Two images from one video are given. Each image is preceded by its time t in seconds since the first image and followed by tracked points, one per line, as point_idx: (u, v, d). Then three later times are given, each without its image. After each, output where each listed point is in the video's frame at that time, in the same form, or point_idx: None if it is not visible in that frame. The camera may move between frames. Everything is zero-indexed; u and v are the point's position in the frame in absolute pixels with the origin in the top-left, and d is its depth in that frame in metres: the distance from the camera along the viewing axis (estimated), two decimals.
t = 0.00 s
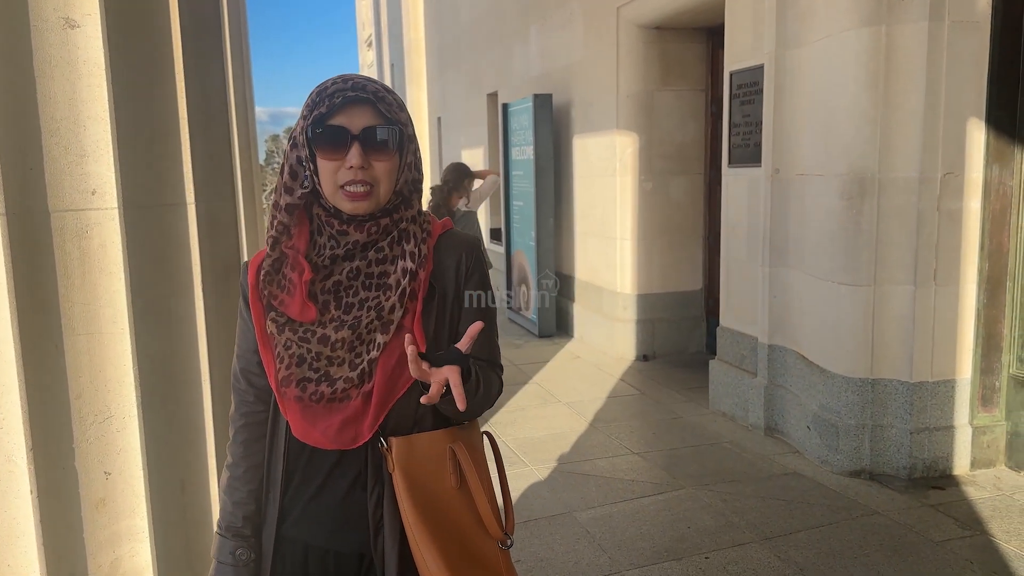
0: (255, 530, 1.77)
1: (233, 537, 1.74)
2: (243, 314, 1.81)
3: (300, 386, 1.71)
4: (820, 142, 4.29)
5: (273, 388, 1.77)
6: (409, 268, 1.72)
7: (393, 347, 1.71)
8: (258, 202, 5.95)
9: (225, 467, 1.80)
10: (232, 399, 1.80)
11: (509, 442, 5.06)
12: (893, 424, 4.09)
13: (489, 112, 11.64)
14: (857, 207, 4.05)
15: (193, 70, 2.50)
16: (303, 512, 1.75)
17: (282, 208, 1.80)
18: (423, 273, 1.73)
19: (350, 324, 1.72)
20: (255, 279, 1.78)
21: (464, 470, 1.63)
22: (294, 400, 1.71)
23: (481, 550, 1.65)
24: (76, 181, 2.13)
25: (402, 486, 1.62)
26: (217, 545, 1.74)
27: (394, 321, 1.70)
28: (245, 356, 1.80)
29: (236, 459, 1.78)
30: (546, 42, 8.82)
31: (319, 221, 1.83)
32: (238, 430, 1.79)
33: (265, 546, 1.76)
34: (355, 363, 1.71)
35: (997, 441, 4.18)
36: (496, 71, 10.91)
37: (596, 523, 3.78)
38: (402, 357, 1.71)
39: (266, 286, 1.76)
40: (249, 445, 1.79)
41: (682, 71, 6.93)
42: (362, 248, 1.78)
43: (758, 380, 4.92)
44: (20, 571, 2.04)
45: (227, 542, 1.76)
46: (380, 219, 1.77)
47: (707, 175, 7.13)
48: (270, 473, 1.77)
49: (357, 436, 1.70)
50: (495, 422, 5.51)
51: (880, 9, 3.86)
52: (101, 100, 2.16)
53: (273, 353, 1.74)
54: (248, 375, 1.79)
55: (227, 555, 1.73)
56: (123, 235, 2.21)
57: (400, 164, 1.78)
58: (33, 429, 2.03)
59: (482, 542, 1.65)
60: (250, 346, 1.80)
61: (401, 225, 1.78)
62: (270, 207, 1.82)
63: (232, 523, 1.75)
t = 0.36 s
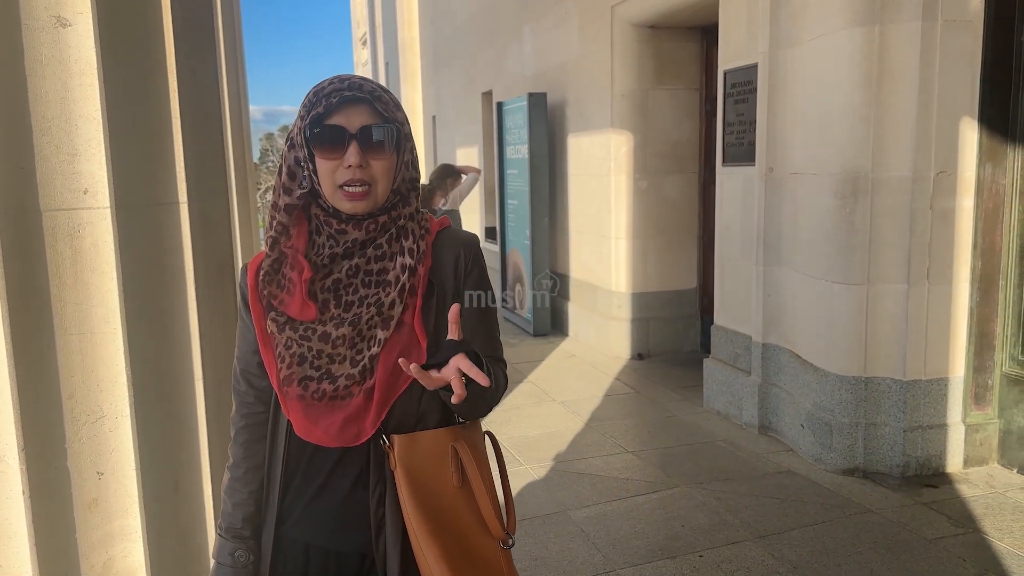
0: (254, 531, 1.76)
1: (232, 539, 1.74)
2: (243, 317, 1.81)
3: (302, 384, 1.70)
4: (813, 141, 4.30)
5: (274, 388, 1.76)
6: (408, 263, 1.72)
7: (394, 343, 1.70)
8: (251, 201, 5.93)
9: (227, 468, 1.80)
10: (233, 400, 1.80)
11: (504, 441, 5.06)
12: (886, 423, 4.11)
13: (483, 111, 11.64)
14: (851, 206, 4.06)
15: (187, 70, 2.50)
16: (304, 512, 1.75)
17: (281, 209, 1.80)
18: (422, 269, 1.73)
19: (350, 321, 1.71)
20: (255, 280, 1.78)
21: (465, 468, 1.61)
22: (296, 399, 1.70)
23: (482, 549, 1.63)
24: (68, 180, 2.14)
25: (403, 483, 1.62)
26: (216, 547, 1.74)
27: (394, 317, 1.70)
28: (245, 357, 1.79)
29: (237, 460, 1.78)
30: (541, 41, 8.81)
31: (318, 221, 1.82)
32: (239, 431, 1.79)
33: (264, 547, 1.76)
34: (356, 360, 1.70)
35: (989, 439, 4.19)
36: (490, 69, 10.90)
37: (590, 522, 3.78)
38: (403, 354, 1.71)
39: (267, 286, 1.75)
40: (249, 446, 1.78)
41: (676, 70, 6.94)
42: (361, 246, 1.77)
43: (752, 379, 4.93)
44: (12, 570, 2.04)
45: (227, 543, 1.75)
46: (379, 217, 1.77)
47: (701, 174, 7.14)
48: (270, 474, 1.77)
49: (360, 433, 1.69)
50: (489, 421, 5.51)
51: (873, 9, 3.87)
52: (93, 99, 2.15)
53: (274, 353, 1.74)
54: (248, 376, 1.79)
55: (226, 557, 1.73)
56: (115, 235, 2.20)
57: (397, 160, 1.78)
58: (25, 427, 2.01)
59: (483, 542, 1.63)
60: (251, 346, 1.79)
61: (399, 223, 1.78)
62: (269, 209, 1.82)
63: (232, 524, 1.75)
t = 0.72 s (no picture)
0: (259, 529, 1.77)
1: (237, 538, 1.75)
2: (246, 318, 1.80)
3: (308, 383, 1.70)
4: (808, 142, 4.31)
5: (279, 386, 1.76)
6: (415, 263, 1.73)
7: (401, 341, 1.71)
8: (246, 201, 5.93)
9: (230, 468, 1.80)
10: (234, 399, 1.80)
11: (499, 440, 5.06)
12: (880, 422, 4.12)
13: (478, 111, 11.64)
14: (845, 205, 4.07)
15: (182, 69, 2.49)
16: (309, 512, 1.73)
17: (287, 209, 1.79)
18: (429, 268, 1.74)
19: (357, 320, 1.71)
20: (259, 280, 1.77)
21: (471, 462, 1.62)
22: (302, 397, 1.70)
23: (485, 543, 1.63)
24: (63, 180, 2.12)
25: (410, 475, 1.62)
26: (221, 546, 1.75)
27: (401, 315, 1.70)
28: (246, 356, 1.79)
29: (240, 459, 1.78)
30: (536, 41, 8.82)
31: (323, 221, 1.81)
32: (241, 430, 1.79)
33: (269, 545, 1.76)
34: (363, 358, 1.71)
35: (982, 438, 4.21)
36: (485, 69, 10.90)
37: (585, 521, 3.78)
38: (410, 352, 1.72)
39: (270, 286, 1.75)
40: (252, 445, 1.78)
41: (671, 69, 6.95)
42: (367, 245, 1.77)
43: (746, 378, 4.94)
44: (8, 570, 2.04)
45: (232, 541, 1.76)
46: (385, 216, 1.77)
47: (696, 174, 7.15)
48: (274, 472, 1.76)
49: (366, 432, 1.68)
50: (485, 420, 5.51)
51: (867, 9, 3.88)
52: (87, 99, 2.14)
53: (279, 352, 1.74)
54: (249, 375, 1.79)
55: (231, 556, 1.74)
56: (110, 235, 2.20)
57: (404, 161, 1.78)
58: (19, 424, 2.02)
59: (486, 536, 1.63)
60: (252, 345, 1.79)
61: (406, 222, 1.78)
62: (274, 208, 1.81)
63: (236, 523, 1.75)
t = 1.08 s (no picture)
0: (259, 528, 1.77)
1: (238, 536, 1.75)
2: (244, 317, 1.80)
3: (307, 381, 1.70)
4: (804, 143, 4.32)
5: (277, 385, 1.76)
6: (415, 261, 1.72)
7: (400, 339, 1.70)
8: (242, 200, 5.93)
9: (229, 467, 1.80)
10: (233, 398, 1.80)
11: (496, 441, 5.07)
12: (876, 423, 4.14)
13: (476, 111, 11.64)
14: (841, 206, 4.08)
15: (179, 68, 2.49)
16: (308, 511, 1.73)
17: (286, 210, 1.79)
18: (429, 267, 1.74)
19: (356, 318, 1.70)
20: (257, 279, 1.77)
21: (471, 460, 1.62)
22: (300, 396, 1.70)
23: (486, 541, 1.63)
24: (58, 180, 2.12)
25: (410, 474, 1.62)
26: (222, 545, 1.75)
27: (400, 313, 1.69)
28: (244, 355, 1.79)
29: (240, 458, 1.78)
30: (533, 41, 8.83)
31: (323, 221, 1.81)
32: (240, 429, 1.79)
33: (269, 545, 1.76)
34: (362, 356, 1.70)
35: (977, 438, 4.23)
36: (482, 69, 10.89)
37: (581, 522, 3.79)
38: (410, 349, 1.71)
39: (268, 285, 1.75)
40: (252, 444, 1.78)
41: (667, 70, 6.96)
42: (367, 244, 1.77)
43: (742, 379, 4.95)
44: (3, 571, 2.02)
45: (232, 540, 1.76)
46: (385, 216, 1.77)
47: (693, 174, 7.15)
48: (274, 471, 1.76)
49: (365, 430, 1.68)
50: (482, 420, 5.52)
51: (863, 10, 3.89)
52: (84, 99, 2.15)
53: (277, 351, 1.74)
54: (248, 374, 1.79)
55: (232, 554, 1.74)
56: (105, 235, 2.20)
57: (406, 163, 1.78)
58: (14, 426, 2.01)
59: (487, 533, 1.64)
60: (250, 344, 1.79)
61: (405, 221, 1.78)
62: (273, 209, 1.81)
63: (236, 522, 1.75)
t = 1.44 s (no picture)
0: (262, 527, 1.76)
1: (240, 535, 1.75)
2: (249, 313, 1.81)
3: (312, 380, 1.70)
4: (804, 144, 4.33)
5: (281, 383, 1.77)
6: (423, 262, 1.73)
7: (407, 340, 1.71)
8: (242, 201, 5.94)
9: (233, 466, 1.80)
10: (237, 397, 1.80)
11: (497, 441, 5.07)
12: (876, 423, 4.14)
13: (476, 111, 11.64)
14: (841, 207, 4.09)
15: (181, 68, 2.49)
16: (312, 511, 1.73)
17: (293, 208, 1.80)
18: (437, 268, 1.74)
19: (364, 317, 1.73)
20: (263, 276, 1.78)
21: (475, 460, 1.62)
22: (306, 395, 1.70)
23: (490, 543, 1.63)
24: (60, 180, 2.13)
25: (415, 475, 1.62)
26: (224, 543, 1.75)
27: (408, 314, 1.71)
28: (249, 354, 1.80)
29: (243, 457, 1.78)
30: (533, 41, 8.83)
31: (330, 219, 1.83)
32: (244, 428, 1.79)
33: (271, 544, 1.76)
34: (369, 356, 1.72)
35: (977, 439, 4.23)
36: (483, 69, 10.90)
37: (581, 522, 3.79)
38: (416, 351, 1.71)
39: (274, 283, 1.76)
40: (255, 443, 1.78)
41: (667, 70, 6.96)
42: (374, 244, 1.79)
43: (743, 379, 4.95)
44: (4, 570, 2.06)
45: (234, 539, 1.76)
46: (393, 216, 1.78)
47: (693, 175, 7.16)
48: (278, 470, 1.77)
49: (370, 431, 1.68)
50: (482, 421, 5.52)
51: (863, 11, 3.90)
52: (85, 98, 2.16)
53: (283, 350, 1.74)
54: (252, 372, 1.79)
55: (234, 553, 1.74)
56: (106, 235, 2.21)
57: (413, 162, 1.78)
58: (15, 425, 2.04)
59: (491, 535, 1.63)
60: (255, 343, 1.79)
61: (413, 223, 1.80)
62: (280, 206, 1.83)
63: (239, 521, 1.75)
